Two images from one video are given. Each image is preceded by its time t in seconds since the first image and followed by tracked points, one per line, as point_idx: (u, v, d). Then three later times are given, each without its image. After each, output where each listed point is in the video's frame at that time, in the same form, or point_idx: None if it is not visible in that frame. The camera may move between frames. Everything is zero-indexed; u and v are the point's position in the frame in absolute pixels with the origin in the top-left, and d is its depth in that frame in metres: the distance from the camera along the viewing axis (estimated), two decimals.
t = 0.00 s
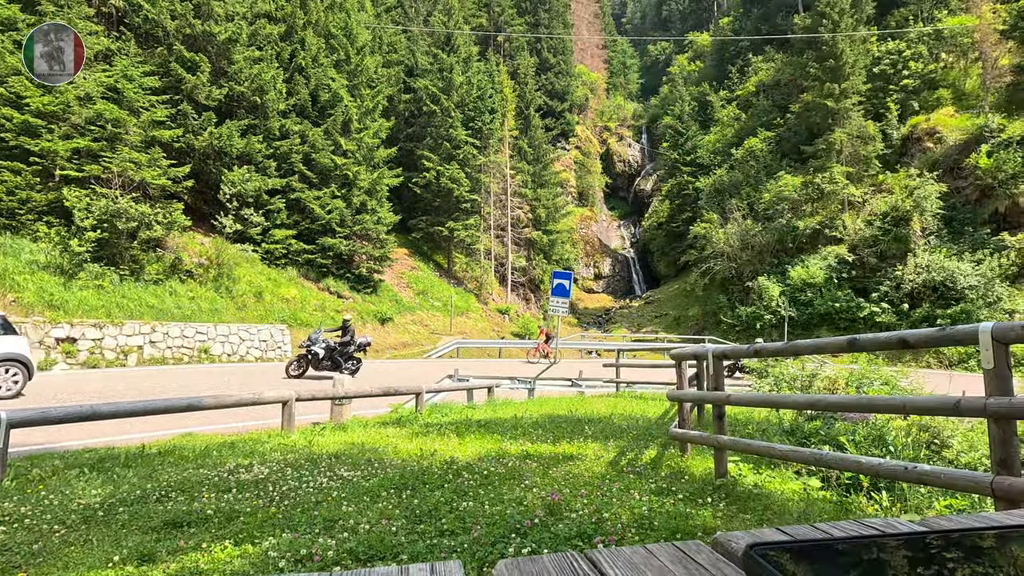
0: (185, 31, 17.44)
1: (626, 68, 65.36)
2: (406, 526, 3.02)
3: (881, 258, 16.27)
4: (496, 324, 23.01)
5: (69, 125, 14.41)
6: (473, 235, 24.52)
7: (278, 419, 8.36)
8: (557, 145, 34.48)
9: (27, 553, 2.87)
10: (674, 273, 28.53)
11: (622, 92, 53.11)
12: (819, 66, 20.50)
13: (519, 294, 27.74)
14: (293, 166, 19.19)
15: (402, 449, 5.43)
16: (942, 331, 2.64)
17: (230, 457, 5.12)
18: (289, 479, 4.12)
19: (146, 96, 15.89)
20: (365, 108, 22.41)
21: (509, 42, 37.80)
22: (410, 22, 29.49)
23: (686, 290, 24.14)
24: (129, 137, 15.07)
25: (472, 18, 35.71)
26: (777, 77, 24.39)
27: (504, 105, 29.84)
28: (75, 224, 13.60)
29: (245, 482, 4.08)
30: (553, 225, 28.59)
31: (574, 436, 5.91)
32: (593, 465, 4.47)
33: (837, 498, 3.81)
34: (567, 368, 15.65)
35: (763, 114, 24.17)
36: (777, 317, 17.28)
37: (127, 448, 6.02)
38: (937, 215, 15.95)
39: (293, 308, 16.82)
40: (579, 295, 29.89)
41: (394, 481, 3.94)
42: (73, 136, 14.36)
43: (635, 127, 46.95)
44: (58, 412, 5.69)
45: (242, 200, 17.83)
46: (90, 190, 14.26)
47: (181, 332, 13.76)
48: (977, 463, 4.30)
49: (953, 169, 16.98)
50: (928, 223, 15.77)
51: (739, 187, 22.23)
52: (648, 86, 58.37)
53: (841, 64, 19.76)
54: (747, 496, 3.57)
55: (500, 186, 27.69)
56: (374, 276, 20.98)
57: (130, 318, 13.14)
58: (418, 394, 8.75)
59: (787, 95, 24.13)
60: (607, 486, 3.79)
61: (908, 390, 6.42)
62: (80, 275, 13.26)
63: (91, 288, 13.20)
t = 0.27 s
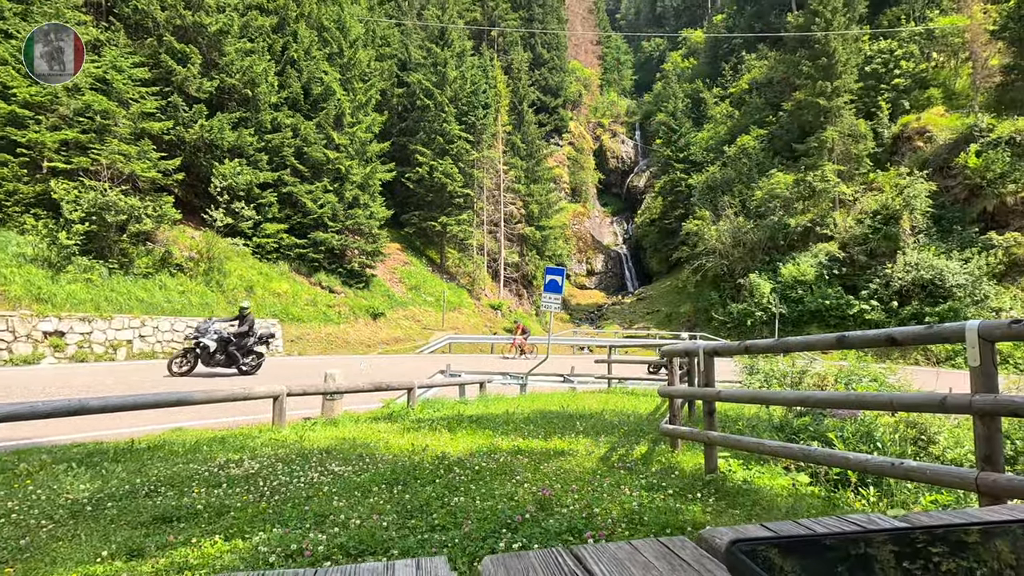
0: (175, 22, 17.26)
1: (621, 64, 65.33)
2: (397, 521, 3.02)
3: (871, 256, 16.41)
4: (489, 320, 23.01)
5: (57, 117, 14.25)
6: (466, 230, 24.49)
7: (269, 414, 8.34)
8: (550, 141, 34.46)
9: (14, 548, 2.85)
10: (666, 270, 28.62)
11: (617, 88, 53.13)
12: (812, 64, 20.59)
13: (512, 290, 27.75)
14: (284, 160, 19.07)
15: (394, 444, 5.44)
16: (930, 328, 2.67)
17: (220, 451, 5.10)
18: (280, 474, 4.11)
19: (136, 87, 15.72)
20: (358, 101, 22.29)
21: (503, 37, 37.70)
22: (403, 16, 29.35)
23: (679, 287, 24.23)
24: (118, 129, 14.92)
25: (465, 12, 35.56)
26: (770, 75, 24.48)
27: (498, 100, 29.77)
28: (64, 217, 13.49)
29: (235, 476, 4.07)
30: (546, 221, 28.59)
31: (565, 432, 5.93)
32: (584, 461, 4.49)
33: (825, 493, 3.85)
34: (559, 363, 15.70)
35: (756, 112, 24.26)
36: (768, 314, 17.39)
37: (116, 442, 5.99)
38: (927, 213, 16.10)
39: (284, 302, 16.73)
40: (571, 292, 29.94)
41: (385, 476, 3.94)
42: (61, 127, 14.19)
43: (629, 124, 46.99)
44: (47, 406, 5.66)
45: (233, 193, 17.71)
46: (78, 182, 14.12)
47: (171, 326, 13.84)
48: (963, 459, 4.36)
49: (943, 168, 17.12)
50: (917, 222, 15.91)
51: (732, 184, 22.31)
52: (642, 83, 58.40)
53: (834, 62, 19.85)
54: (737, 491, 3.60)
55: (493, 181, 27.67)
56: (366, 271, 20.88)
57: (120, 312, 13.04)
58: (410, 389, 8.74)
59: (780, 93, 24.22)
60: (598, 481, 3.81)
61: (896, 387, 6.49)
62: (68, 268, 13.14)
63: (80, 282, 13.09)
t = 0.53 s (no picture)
0: (162, 5, 17.02)
1: (616, 52, 65.08)
2: (383, 504, 3.09)
3: (859, 247, 16.57)
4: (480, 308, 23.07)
5: (42, 100, 14.08)
6: (458, 218, 24.46)
7: (259, 401, 8.38)
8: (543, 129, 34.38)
9: (5, 529, 2.90)
10: (658, 259, 28.75)
11: (610, 77, 52.96)
12: (804, 55, 20.61)
13: (503, 278, 27.80)
14: (275, 146, 18.93)
15: (383, 430, 5.51)
16: (903, 319, 2.75)
17: (210, 437, 5.15)
18: (269, 459, 4.17)
19: (122, 71, 15.53)
20: (349, 88, 22.10)
21: (496, 24, 37.45)
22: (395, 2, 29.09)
23: (670, 276, 24.37)
24: (105, 113, 14.77)
25: None
26: (763, 65, 24.48)
27: (490, 88, 29.63)
28: (50, 203, 13.41)
29: (225, 461, 4.12)
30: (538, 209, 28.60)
31: (552, 419, 6.02)
32: (569, 447, 4.58)
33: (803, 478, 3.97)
34: (549, 352, 15.81)
35: (748, 101, 24.28)
36: (757, 303, 17.54)
37: (105, 428, 6.02)
38: (915, 205, 16.25)
39: (275, 290, 16.68)
40: (563, 280, 30.03)
41: (373, 461, 4.01)
42: (46, 111, 14.02)
43: (622, 113, 46.91)
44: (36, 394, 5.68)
45: (223, 179, 17.60)
46: (65, 167, 14.00)
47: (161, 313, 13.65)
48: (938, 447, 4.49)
49: (932, 160, 17.27)
50: (905, 213, 16.07)
51: (723, 174, 22.38)
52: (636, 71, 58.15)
53: (826, 53, 19.89)
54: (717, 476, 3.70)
55: (486, 169, 27.62)
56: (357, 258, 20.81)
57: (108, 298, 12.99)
58: (400, 377, 8.81)
59: (772, 83, 24.25)
60: (582, 466, 3.90)
61: (878, 376, 6.62)
62: (55, 254, 13.06)
63: (67, 268, 13.04)
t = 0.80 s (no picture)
0: None
1: (616, 44, 64.86)
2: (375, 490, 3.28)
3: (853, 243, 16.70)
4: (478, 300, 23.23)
5: (41, 91, 14.18)
6: (456, 210, 24.57)
7: (258, 391, 8.56)
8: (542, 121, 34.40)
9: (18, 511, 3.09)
10: (655, 253, 28.88)
11: (610, 69, 52.81)
12: (803, 49, 20.62)
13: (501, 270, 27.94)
14: (273, 137, 19.00)
15: (377, 420, 5.69)
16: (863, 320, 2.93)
17: (209, 426, 5.33)
18: (266, 447, 4.35)
19: (121, 62, 15.60)
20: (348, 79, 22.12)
21: (496, 15, 37.37)
22: None
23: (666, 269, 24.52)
24: (104, 104, 14.86)
25: None
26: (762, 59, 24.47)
27: (489, 80, 29.63)
28: (50, 194, 13.59)
29: (225, 449, 4.31)
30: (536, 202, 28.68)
31: (542, 411, 6.21)
32: (555, 437, 4.77)
33: (777, 469, 4.17)
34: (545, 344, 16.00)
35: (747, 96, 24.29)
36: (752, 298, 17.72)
37: (108, 416, 6.20)
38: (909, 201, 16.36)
39: (273, 281, 16.81)
40: (560, 273, 30.18)
41: (365, 450, 4.19)
42: (45, 102, 14.12)
43: (622, 105, 46.86)
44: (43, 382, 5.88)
45: (221, 170, 17.70)
46: (65, 158, 14.11)
47: (161, 304, 13.82)
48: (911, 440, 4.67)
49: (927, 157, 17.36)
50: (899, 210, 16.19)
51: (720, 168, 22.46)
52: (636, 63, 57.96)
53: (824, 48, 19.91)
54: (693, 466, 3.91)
55: (484, 161, 27.67)
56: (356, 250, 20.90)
57: (108, 288, 13.14)
58: (396, 368, 8.98)
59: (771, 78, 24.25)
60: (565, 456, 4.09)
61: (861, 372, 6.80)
62: (55, 244, 13.21)
63: (68, 258, 13.20)
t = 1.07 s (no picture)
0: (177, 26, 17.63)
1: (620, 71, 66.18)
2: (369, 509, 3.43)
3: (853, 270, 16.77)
4: (480, 324, 23.34)
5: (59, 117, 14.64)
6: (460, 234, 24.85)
7: (259, 412, 8.68)
8: (546, 147, 34.98)
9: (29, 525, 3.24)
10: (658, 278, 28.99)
11: (614, 96, 53.77)
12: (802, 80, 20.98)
13: (504, 294, 28.10)
14: (282, 162, 19.43)
15: (375, 442, 5.81)
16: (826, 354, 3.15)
17: (211, 446, 5.45)
18: (265, 468, 4.48)
19: (137, 90, 16.14)
20: (356, 106, 22.61)
21: (502, 43, 38.24)
22: (403, 21, 29.85)
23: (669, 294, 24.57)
24: (119, 130, 15.31)
25: (464, 18, 36.04)
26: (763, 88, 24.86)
27: (494, 106, 30.26)
28: (63, 217, 13.97)
29: (224, 468, 4.44)
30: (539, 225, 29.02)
31: (537, 434, 6.32)
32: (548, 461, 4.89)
33: (762, 494, 4.29)
34: (546, 368, 16.09)
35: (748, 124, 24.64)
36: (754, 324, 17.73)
37: (113, 435, 6.34)
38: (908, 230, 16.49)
39: (278, 303, 17.00)
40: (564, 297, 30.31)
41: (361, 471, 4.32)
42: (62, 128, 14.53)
43: (626, 131, 47.53)
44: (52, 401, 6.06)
45: (230, 195, 18.09)
46: (80, 182, 14.58)
47: (167, 325, 14.08)
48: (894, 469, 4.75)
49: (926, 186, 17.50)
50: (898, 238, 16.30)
51: (722, 195, 22.66)
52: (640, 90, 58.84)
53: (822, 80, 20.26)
54: (680, 490, 4.07)
55: (489, 186, 28.08)
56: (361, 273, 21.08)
57: (116, 309, 13.39)
58: (396, 391, 9.09)
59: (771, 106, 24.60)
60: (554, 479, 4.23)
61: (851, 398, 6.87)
62: (67, 266, 13.55)
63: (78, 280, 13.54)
